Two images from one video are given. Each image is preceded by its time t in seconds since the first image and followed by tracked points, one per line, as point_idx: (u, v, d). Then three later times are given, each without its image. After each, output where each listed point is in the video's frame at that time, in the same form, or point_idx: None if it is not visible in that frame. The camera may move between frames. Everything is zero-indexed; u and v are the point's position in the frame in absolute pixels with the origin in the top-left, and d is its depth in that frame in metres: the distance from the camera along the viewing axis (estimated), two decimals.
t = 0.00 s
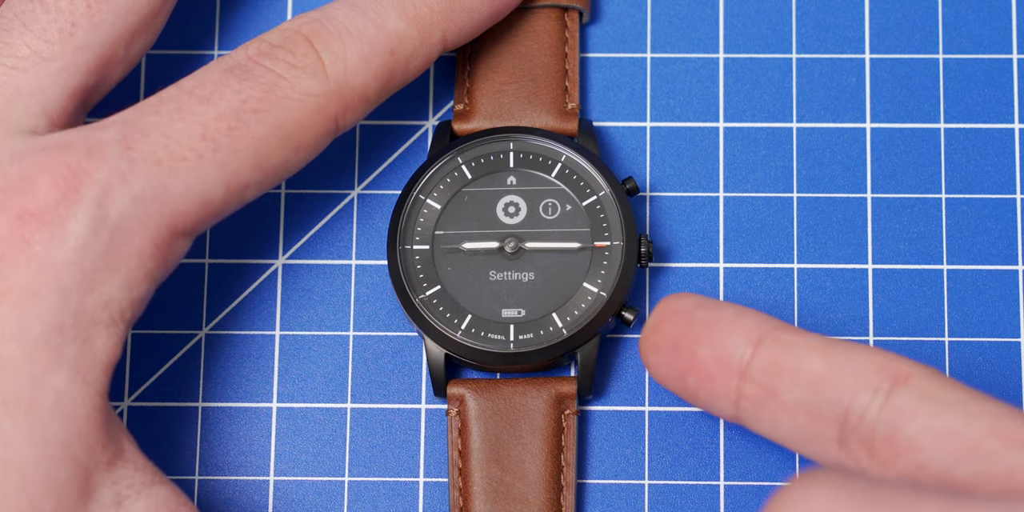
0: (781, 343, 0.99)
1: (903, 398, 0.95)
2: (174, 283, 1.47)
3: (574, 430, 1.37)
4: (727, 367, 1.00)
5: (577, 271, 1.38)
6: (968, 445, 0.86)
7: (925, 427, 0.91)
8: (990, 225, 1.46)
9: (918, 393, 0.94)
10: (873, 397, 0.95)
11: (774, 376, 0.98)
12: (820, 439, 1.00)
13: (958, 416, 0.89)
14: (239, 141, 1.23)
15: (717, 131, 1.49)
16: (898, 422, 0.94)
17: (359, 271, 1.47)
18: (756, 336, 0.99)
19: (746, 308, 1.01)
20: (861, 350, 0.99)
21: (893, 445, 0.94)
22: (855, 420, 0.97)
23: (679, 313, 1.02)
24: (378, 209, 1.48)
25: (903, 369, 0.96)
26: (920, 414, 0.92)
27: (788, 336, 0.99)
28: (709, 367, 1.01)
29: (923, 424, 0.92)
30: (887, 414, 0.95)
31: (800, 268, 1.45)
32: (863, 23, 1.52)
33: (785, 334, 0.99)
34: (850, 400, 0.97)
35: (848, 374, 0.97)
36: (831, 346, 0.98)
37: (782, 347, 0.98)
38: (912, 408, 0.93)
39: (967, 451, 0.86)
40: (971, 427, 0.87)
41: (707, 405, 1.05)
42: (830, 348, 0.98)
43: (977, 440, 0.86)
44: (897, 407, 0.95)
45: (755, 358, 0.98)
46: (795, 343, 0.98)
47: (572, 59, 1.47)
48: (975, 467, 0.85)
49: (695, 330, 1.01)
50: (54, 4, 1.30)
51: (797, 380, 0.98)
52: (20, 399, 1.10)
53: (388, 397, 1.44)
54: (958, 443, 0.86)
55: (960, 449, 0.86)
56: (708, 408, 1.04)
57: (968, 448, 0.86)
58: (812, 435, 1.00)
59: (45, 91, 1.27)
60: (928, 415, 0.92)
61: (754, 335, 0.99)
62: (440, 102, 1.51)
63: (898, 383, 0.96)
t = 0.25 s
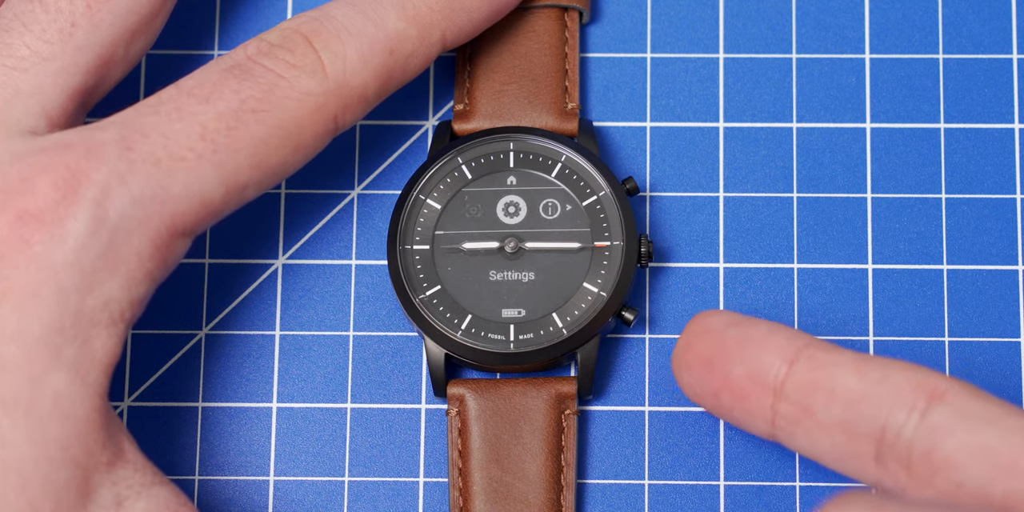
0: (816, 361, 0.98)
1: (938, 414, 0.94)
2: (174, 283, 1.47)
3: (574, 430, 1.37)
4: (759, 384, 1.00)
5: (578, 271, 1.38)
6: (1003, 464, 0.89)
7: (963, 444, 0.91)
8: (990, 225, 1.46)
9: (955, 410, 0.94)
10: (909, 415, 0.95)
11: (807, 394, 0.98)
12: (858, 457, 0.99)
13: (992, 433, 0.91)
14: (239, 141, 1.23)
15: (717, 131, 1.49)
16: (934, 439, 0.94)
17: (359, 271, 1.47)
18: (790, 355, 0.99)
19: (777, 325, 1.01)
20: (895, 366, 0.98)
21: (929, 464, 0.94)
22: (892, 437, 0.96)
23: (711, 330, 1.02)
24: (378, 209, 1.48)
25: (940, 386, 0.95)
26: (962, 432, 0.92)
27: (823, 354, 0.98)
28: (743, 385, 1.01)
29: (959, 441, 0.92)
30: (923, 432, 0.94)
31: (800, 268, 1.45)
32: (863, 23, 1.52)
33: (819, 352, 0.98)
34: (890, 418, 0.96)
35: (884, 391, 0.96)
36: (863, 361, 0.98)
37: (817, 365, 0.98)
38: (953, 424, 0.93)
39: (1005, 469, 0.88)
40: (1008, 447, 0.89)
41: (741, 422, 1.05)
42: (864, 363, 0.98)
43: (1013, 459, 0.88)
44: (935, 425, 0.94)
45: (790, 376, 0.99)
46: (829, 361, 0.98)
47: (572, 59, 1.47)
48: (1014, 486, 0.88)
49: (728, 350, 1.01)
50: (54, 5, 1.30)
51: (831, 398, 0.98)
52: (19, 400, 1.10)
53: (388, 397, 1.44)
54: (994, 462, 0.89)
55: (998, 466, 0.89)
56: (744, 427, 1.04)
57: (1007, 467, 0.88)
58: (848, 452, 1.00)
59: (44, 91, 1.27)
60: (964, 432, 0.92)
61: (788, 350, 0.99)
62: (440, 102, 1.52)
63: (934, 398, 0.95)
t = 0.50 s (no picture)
0: (812, 373, 1.01)
1: (934, 426, 0.95)
2: (174, 283, 1.47)
3: (574, 430, 1.37)
4: (755, 396, 1.02)
5: (578, 271, 1.38)
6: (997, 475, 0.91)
7: (958, 456, 0.93)
8: (990, 225, 1.46)
9: (950, 421, 0.95)
10: (904, 427, 0.97)
11: (802, 405, 1.01)
12: (853, 469, 1.01)
13: (987, 445, 0.93)
14: (238, 141, 1.23)
15: (717, 131, 1.49)
16: (929, 451, 0.95)
17: (359, 271, 1.47)
18: (785, 367, 1.02)
19: (772, 337, 1.04)
20: (890, 378, 1.00)
21: (924, 476, 0.96)
22: (887, 450, 0.98)
23: (706, 342, 1.05)
24: (378, 209, 1.48)
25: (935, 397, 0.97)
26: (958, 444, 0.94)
27: (818, 365, 1.01)
28: (738, 397, 1.03)
29: (954, 453, 0.94)
30: (918, 444, 0.96)
31: (800, 268, 1.45)
32: (863, 23, 1.52)
33: (815, 364, 1.01)
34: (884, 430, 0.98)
35: (879, 402, 0.98)
36: (857, 374, 1.00)
37: (812, 376, 1.00)
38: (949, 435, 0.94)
39: (999, 480, 0.91)
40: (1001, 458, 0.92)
41: (734, 434, 1.07)
42: (857, 374, 1.00)
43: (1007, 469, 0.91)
44: (932, 437, 0.95)
45: (785, 387, 1.01)
46: (824, 373, 1.00)
47: (572, 59, 1.47)
48: (1008, 497, 0.90)
49: (723, 361, 1.04)
50: (54, 5, 1.31)
51: (826, 410, 1.00)
52: (20, 400, 1.10)
53: (388, 397, 1.44)
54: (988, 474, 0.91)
55: (992, 478, 0.91)
56: (737, 437, 1.07)
57: (1002, 477, 0.91)
58: (843, 464, 1.01)
59: (44, 91, 1.27)
60: (959, 444, 0.94)
61: (783, 361, 1.02)
62: (440, 102, 1.52)
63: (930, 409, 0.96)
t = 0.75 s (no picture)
0: (806, 376, 1.00)
1: (930, 429, 0.95)
2: (174, 283, 1.47)
3: (574, 430, 1.37)
4: (749, 400, 1.02)
5: (578, 271, 1.38)
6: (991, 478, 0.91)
7: (955, 460, 0.92)
8: (990, 225, 1.46)
9: (946, 425, 0.94)
10: (899, 430, 0.96)
11: (797, 409, 1.00)
12: (847, 473, 1.00)
13: (982, 447, 0.92)
14: (238, 141, 1.23)
15: (717, 131, 1.49)
16: (924, 455, 0.94)
17: (358, 271, 1.47)
18: (780, 371, 1.01)
19: (768, 342, 1.03)
20: (886, 380, 0.98)
21: (919, 480, 0.95)
22: (882, 453, 0.97)
23: (702, 346, 1.06)
24: (378, 209, 1.48)
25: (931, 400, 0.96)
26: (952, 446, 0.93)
27: (812, 369, 1.00)
28: (732, 402, 1.03)
29: (949, 457, 0.93)
30: (913, 447, 0.95)
31: (800, 268, 1.45)
32: (863, 23, 1.52)
33: (809, 368, 1.00)
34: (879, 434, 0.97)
35: (874, 405, 0.97)
36: (852, 376, 0.99)
37: (807, 380, 0.99)
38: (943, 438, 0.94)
39: (994, 483, 0.90)
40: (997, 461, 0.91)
41: (730, 438, 1.07)
42: (853, 377, 0.99)
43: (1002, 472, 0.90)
44: (927, 440, 0.94)
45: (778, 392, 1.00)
46: (819, 377, 0.99)
47: (572, 59, 1.47)
48: (1004, 501, 0.90)
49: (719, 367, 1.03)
50: (54, 5, 1.31)
51: (820, 414, 0.99)
52: (20, 400, 1.11)
53: (388, 397, 1.44)
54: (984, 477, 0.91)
55: (987, 481, 0.91)
56: (733, 442, 1.07)
57: (997, 480, 0.90)
58: (837, 468, 1.01)
59: (44, 91, 1.26)
60: (956, 447, 0.93)
61: (776, 366, 1.01)
62: (440, 102, 1.52)
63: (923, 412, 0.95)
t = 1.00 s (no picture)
0: (767, 369, 0.98)
1: (889, 422, 0.91)
2: (174, 283, 1.47)
3: (574, 430, 1.37)
4: (711, 392, 1.01)
5: (578, 271, 1.38)
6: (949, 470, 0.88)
7: (915, 452, 0.90)
8: (990, 225, 1.46)
9: (906, 417, 0.91)
10: (859, 423, 0.93)
11: (758, 402, 0.98)
12: (809, 465, 0.98)
13: (942, 439, 0.89)
14: (238, 142, 1.23)
15: (717, 131, 1.49)
16: (883, 447, 0.92)
17: (359, 271, 1.47)
18: (740, 362, 1.00)
19: (730, 334, 1.02)
20: (847, 370, 0.95)
21: (878, 472, 0.92)
22: (842, 446, 0.94)
23: (666, 339, 1.04)
24: (378, 209, 1.48)
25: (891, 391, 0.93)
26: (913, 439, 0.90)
27: (773, 361, 0.98)
28: (695, 394, 1.02)
29: (909, 449, 0.90)
30: (872, 439, 0.92)
31: (800, 268, 1.45)
32: (863, 23, 1.52)
33: (770, 360, 0.98)
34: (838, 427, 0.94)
35: (835, 396, 0.94)
36: (814, 368, 0.96)
37: (767, 372, 0.98)
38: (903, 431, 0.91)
39: (954, 477, 0.88)
40: (957, 453, 0.88)
41: (694, 430, 1.07)
42: (813, 369, 0.96)
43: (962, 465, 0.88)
44: (887, 432, 0.92)
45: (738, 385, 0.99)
46: (778, 369, 0.97)
47: (572, 59, 1.47)
48: (961, 494, 0.87)
49: (681, 359, 1.02)
50: (54, 6, 1.31)
51: (782, 406, 0.97)
52: (20, 400, 1.11)
53: (388, 397, 1.44)
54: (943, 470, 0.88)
55: (946, 474, 0.88)
56: (697, 434, 1.07)
57: (955, 474, 0.88)
58: (801, 461, 0.98)
59: (44, 91, 1.26)
60: (914, 440, 0.90)
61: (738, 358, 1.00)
62: (440, 102, 1.52)
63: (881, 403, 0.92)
